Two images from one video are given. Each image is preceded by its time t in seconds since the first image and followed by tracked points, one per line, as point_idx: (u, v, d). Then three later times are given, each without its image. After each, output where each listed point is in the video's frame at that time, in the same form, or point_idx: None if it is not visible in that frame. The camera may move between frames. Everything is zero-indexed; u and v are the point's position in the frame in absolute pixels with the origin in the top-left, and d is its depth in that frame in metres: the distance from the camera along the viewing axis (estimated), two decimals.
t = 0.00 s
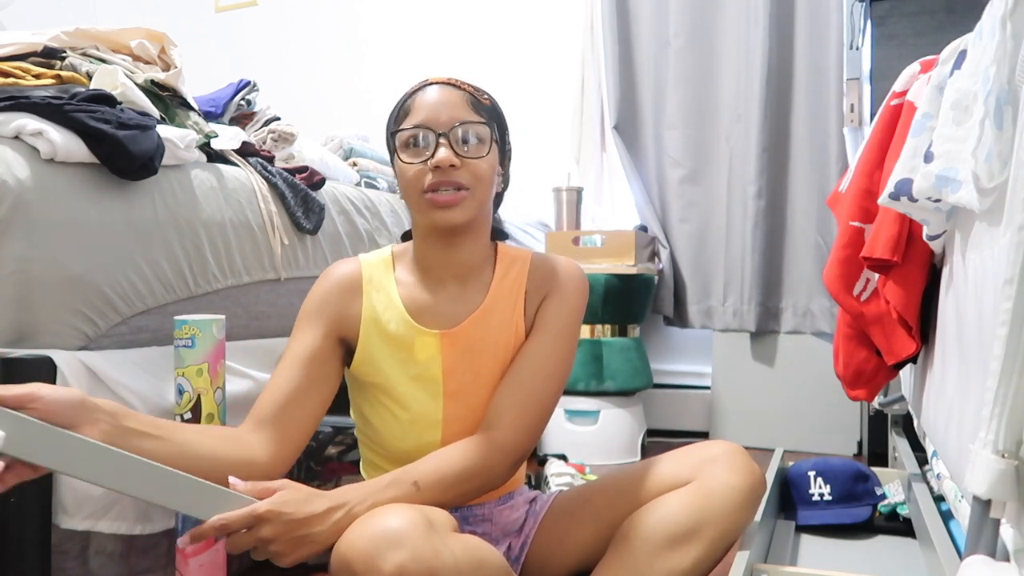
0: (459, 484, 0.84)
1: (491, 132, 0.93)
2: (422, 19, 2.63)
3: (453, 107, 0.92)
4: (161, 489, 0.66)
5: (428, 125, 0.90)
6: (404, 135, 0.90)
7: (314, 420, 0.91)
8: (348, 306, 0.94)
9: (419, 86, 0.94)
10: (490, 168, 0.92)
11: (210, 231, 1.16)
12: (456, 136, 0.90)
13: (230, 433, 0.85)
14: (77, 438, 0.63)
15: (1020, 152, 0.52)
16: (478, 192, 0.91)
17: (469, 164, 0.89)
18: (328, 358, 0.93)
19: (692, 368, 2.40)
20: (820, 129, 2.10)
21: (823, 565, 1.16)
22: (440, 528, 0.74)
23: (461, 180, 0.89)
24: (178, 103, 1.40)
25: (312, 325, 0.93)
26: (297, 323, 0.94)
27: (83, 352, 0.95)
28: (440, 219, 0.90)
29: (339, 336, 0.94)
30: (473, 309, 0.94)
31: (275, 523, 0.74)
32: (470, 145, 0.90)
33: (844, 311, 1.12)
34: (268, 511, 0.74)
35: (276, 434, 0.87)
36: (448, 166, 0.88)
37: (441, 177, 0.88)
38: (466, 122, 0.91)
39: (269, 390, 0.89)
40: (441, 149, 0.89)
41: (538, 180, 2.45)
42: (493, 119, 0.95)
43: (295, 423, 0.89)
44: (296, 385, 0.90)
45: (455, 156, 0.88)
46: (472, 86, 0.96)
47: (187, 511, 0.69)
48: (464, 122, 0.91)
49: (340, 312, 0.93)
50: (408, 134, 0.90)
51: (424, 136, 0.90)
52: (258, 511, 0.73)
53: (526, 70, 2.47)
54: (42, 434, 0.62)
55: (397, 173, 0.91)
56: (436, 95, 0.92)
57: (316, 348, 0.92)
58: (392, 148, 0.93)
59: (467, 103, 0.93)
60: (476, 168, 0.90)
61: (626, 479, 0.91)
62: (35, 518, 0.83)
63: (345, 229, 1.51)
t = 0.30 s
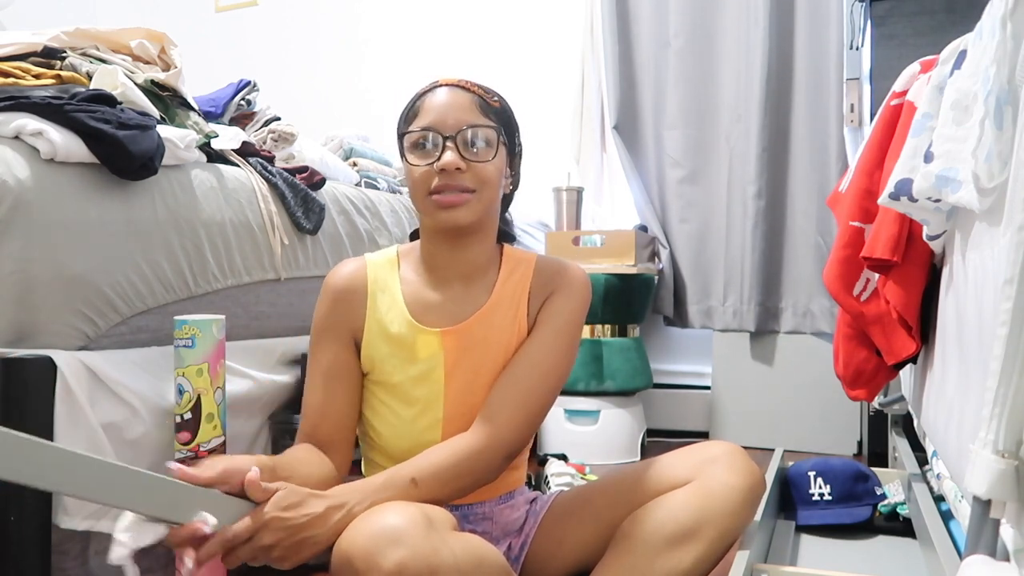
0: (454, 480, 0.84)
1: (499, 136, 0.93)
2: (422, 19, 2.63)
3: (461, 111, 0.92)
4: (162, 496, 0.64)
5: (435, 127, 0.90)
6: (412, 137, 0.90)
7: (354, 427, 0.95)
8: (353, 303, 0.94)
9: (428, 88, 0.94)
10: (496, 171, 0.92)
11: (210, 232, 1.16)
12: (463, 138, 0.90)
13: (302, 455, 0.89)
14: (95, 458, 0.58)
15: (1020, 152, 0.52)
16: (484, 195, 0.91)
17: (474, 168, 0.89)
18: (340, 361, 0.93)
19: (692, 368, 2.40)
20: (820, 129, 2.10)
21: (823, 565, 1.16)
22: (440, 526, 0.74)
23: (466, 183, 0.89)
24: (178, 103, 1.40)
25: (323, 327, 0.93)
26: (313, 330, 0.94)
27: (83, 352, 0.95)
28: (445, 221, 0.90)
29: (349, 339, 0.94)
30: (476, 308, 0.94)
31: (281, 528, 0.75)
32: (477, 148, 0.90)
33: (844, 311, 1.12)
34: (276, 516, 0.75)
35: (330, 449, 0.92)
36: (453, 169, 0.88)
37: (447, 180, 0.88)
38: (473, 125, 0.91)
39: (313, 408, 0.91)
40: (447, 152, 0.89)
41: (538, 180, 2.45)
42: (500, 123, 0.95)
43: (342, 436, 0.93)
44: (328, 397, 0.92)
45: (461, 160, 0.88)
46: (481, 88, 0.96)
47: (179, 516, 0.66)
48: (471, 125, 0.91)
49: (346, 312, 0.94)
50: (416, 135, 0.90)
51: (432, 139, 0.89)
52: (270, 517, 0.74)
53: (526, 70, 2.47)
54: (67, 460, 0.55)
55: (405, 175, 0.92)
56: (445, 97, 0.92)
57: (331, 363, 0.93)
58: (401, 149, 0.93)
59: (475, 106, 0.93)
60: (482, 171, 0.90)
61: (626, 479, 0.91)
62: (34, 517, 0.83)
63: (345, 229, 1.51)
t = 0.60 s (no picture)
0: (460, 479, 0.84)
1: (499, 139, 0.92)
2: (422, 19, 2.63)
3: (460, 115, 0.91)
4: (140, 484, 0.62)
5: (434, 132, 0.90)
6: (412, 142, 0.90)
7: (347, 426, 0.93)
8: (360, 304, 0.94)
9: (429, 90, 0.94)
10: (496, 175, 0.92)
11: (210, 232, 1.16)
12: (463, 143, 0.89)
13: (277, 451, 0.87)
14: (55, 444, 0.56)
15: (1020, 153, 0.52)
16: (484, 199, 0.91)
17: (473, 172, 0.89)
18: (344, 358, 0.93)
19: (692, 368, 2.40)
20: (820, 129, 2.10)
21: (823, 565, 1.16)
22: (440, 525, 0.74)
23: (465, 188, 0.89)
24: (178, 103, 1.40)
25: (330, 327, 0.93)
26: (317, 332, 0.94)
27: (83, 352, 0.95)
28: (445, 224, 0.90)
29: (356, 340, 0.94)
30: (482, 308, 0.94)
31: (289, 515, 0.75)
32: (477, 153, 0.90)
33: (844, 311, 1.12)
34: (280, 506, 0.74)
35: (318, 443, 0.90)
36: (452, 175, 0.88)
37: (445, 185, 0.89)
38: (472, 129, 0.90)
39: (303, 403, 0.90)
40: (446, 157, 0.89)
41: (538, 180, 2.45)
42: (501, 123, 0.95)
43: (327, 432, 0.91)
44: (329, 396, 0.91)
45: (460, 165, 0.88)
46: (482, 88, 0.95)
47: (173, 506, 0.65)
48: (471, 129, 0.90)
49: (353, 313, 0.94)
50: (417, 140, 0.90)
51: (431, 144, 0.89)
52: (273, 506, 0.74)
53: (526, 70, 2.47)
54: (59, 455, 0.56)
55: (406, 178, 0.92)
56: (445, 99, 0.92)
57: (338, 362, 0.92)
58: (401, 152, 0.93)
59: (476, 109, 0.92)
60: (481, 176, 0.90)
61: (628, 479, 0.91)
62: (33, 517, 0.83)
63: (345, 229, 1.51)
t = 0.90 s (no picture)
0: (452, 481, 0.84)
1: (499, 140, 0.92)
2: (421, 19, 2.63)
3: (461, 116, 0.91)
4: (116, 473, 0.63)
5: (434, 133, 0.90)
6: (412, 143, 0.90)
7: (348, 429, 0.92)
8: (354, 305, 0.94)
9: (429, 90, 0.94)
10: (497, 177, 0.92)
11: (209, 232, 1.16)
12: (463, 144, 0.89)
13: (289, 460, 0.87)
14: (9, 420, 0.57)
15: (1020, 152, 0.52)
16: (486, 201, 0.91)
17: (475, 175, 0.89)
18: (340, 360, 0.92)
19: (692, 368, 2.40)
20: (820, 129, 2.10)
21: (823, 565, 1.16)
22: (440, 528, 0.74)
23: (467, 190, 0.89)
24: (178, 103, 1.40)
25: (325, 328, 0.93)
26: (314, 330, 0.93)
27: (83, 352, 0.95)
28: (445, 228, 0.91)
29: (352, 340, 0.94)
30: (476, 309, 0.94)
31: (279, 535, 0.73)
32: (478, 154, 0.90)
33: (844, 311, 1.12)
34: (270, 528, 0.73)
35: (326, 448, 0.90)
36: (454, 177, 0.88)
37: (446, 188, 0.89)
38: (473, 131, 0.90)
39: (306, 407, 0.90)
40: (447, 159, 0.89)
41: (538, 180, 2.45)
42: (501, 123, 0.95)
43: (333, 436, 0.90)
44: (326, 395, 0.91)
45: (461, 167, 0.88)
46: (482, 88, 0.95)
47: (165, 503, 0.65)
48: (473, 131, 0.90)
49: (348, 314, 0.94)
50: (417, 141, 0.90)
51: (432, 146, 0.89)
52: (265, 528, 0.72)
53: (526, 69, 2.47)
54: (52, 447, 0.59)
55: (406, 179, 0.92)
56: (445, 100, 0.91)
57: (334, 363, 0.92)
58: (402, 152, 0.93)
59: (476, 110, 0.92)
60: (482, 178, 0.90)
61: (627, 479, 0.91)
62: (34, 516, 0.83)
63: (345, 229, 1.51)
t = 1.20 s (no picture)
0: (449, 481, 0.84)
1: (465, 149, 0.88)
2: (421, 19, 2.63)
3: (422, 129, 0.88)
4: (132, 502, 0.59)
5: (397, 152, 0.88)
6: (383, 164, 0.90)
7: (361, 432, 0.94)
8: (356, 307, 0.94)
9: (400, 102, 0.91)
10: (467, 187, 0.88)
11: (210, 232, 1.16)
12: (426, 160, 0.87)
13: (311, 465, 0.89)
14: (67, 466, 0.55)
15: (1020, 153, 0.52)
16: (458, 214, 0.89)
17: (440, 190, 0.87)
18: (343, 365, 0.94)
19: (692, 368, 2.40)
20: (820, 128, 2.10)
21: (823, 565, 1.16)
22: (440, 528, 0.74)
23: (433, 207, 0.87)
24: (178, 103, 1.40)
25: (327, 331, 0.94)
26: (318, 338, 0.94)
27: (83, 352, 0.95)
28: (421, 245, 0.90)
29: (354, 341, 0.94)
30: (477, 310, 0.94)
31: (297, 547, 0.74)
32: (441, 169, 0.87)
33: (844, 311, 1.12)
34: (287, 541, 0.74)
35: (342, 452, 0.92)
36: (416, 197, 0.86)
37: (411, 208, 0.87)
38: (434, 144, 0.87)
39: (319, 410, 0.92)
40: (410, 178, 0.87)
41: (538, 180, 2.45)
42: (474, 126, 0.90)
43: (348, 440, 0.93)
44: (333, 393, 0.93)
45: (423, 185, 0.86)
46: (453, 92, 0.90)
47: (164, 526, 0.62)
48: (433, 145, 0.87)
49: (349, 316, 0.94)
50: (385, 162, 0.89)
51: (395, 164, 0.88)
52: (282, 543, 0.73)
53: (526, 69, 2.47)
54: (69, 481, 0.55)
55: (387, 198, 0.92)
56: (410, 113, 0.89)
57: (339, 367, 0.93)
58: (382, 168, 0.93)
59: (442, 119, 0.88)
60: (449, 192, 0.87)
61: (627, 479, 0.91)
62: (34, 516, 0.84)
63: (345, 229, 1.51)
